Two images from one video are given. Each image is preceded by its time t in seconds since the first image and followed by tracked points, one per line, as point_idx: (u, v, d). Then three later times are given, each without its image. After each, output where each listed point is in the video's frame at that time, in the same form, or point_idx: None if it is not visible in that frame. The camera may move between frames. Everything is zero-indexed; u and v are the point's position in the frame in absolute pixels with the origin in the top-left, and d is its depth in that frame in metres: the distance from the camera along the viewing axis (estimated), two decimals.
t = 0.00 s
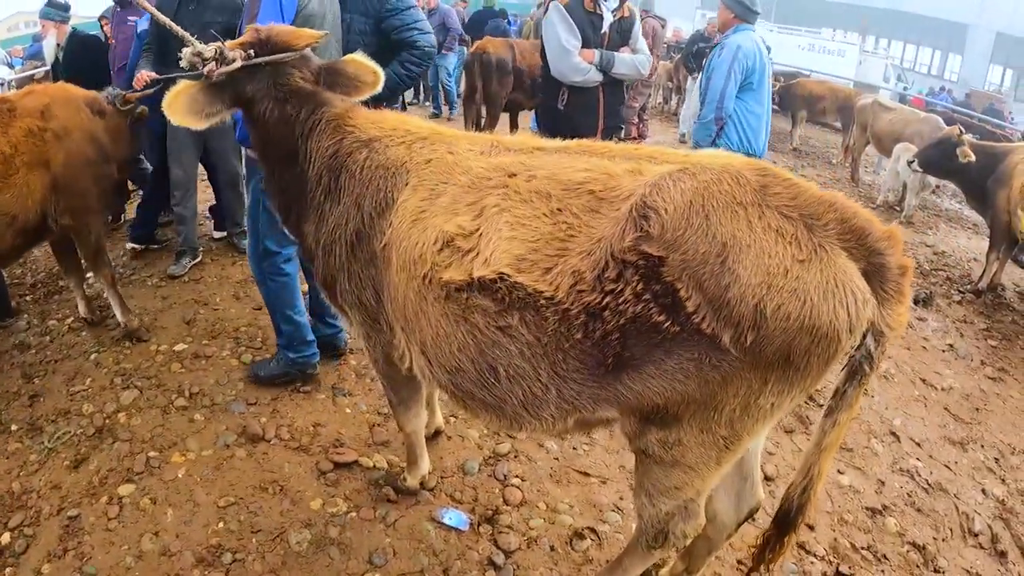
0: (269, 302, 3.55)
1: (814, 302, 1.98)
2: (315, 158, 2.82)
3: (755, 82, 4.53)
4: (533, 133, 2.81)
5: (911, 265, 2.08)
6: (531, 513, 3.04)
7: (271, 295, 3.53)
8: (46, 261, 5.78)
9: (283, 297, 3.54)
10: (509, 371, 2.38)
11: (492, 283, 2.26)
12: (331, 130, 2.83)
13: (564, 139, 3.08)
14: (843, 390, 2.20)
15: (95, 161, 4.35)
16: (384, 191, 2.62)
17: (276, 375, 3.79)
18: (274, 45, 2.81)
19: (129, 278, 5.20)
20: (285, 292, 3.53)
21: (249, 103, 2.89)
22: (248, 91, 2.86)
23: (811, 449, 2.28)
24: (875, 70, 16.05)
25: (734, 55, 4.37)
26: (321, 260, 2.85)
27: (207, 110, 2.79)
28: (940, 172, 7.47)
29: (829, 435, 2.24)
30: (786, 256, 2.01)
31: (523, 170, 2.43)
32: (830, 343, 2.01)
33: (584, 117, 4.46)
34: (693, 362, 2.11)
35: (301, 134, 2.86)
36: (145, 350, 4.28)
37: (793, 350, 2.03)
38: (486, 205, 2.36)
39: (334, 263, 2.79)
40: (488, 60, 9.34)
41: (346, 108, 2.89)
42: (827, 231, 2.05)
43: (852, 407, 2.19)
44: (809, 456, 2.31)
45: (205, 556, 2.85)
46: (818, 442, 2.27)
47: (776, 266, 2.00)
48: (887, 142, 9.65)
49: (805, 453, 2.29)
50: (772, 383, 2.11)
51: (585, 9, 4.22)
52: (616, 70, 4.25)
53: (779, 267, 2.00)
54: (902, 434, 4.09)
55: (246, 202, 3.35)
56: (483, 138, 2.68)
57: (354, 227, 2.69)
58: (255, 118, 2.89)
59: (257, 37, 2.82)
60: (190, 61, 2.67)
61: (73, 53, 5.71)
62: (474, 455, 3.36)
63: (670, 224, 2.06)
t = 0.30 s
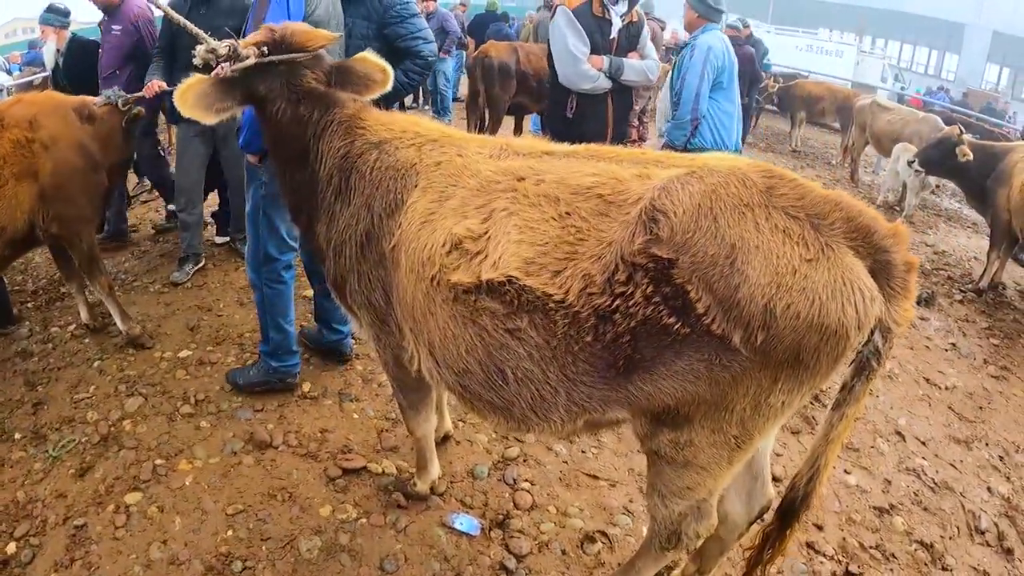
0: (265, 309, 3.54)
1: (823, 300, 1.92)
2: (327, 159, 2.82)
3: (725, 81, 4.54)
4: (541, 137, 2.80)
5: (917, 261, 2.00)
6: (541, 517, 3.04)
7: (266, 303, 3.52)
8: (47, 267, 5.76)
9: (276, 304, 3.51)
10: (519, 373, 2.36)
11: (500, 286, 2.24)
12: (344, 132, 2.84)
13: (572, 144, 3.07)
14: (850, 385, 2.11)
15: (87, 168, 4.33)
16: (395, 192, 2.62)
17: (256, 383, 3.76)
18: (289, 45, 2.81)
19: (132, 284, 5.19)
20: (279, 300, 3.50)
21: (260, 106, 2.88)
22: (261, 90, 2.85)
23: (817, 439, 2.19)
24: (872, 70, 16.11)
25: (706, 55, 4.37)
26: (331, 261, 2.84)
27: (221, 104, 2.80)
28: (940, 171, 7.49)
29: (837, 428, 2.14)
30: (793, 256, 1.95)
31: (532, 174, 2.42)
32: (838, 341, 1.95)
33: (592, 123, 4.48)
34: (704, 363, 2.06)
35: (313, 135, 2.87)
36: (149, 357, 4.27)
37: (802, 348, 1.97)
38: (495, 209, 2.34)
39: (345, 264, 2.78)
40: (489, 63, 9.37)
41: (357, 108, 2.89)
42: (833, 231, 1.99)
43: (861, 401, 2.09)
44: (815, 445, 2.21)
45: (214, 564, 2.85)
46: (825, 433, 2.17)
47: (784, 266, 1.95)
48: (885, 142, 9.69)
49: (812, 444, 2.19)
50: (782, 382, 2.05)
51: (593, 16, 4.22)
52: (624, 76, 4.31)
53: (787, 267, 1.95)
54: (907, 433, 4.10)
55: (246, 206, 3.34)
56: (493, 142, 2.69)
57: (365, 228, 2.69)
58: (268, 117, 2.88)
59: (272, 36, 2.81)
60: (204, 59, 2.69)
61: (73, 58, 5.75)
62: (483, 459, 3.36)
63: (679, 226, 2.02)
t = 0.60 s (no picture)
0: (262, 320, 3.53)
1: (825, 307, 1.88)
2: (331, 164, 2.81)
3: (675, 86, 4.73)
4: (545, 144, 2.79)
5: (922, 267, 1.95)
6: (546, 524, 3.02)
7: (265, 314, 3.49)
8: (48, 272, 5.75)
9: (277, 314, 3.51)
10: (521, 379, 2.35)
11: (502, 293, 2.23)
12: (349, 138, 2.83)
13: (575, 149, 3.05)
14: (853, 394, 2.08)
15: (81, 176, 4.32)
16: (399, 196, 2.61)
17: (257, 393, 3.76)
18: (296, 49, 2.80)
19: (133, 290, 5.18)
20: (278, 311, 3.50)
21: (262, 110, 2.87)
22: (265, 94, 2.83)
23: (818, 451, 2.17)
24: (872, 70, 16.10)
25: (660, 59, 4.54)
26: (334, 266, 2.84)
27: (224, 105, 2.73)
28: (942, 171, 7.48)
29: (838, 439, 2.11)
30: (796, 263, 1.92)
31: (534, 180, 2.41)
32: (841, 349, 1.91)
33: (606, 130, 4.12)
34: (705, 371, 2.04)
35: (316, 139, 2.86)
36: (150, 363, 4.26)
37: (805, 356, 1.94)
38: (497, 215, 2.33)
39: (348, 270, 2.77)
40: (491, 66, 9.37)
41: (362, 114, 2.88)
42: (837, 238, 1.95)
43: (864, 410, 2.07)
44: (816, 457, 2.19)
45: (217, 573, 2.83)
46: (827, 444, 2.14)
47: (786, 273, 1.91)
48: (886, 142, 9.69)
49: (813, 454, 2.17)
50: (784, 390, 2.03)
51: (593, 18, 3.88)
52: (633, 78, 3.93)
53: (789, 274, 1.91)
54: (912, 436, 4.08)
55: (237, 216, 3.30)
56: (496, 148, 2.67)
57: (367, 233, 2.68)
58: (271, 121, 2.87)
59: (280, 39, 2.81)
60: (208, 59, 2.64)
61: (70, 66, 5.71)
62: (487, 466, 3.35)
63: (681, 233, 1.98)
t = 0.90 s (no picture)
0: (251, 334, 3.48)
1: (840, 318, 1.82)
2: (325, 167, 2.74)
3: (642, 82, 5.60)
4: (547, 147, 2.73)
5: (939, 274, 1.89)
6: (549, 536, 2.96)
7: (253, 329, 3.45)
8: (45, 277, 5.70)
9: (266, 330, 3.47)
10: (521, 394, 2.29)
11: (502, 304, 2.16)
12: (343, 139, 2.76)
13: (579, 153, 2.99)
14: (869, 406, 2.02)
15: (73, 183, 4.37)
16: (396, 203, 2.54)
17: (255, 403, 3.71)
18: (291, 50, 2.75)
19: (130, 295, 5.13)
20: (267, 326, 3.45)
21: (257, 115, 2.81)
22: (259, 95, 2.77)
23: (835, 465, 2.11)
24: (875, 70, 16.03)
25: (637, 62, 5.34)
26: (329, 275, 2.77)
27: (214, 105, 2.62)
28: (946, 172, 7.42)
29: (855, 452, 2.05)
30: (810, 272, 1.85)
31: (536, 186, 2.35)
32: (856, 362, 1.85)
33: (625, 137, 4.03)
34: (715, 386, 1.98)
35: (311, 143, 2.79)
36: (147, 370, 4.20)
37: (819, 369, 1.88)
38: (497, 222, 2.27)
39: (344, 278, 2.71)
40: (493, 67, 9.30)
41: (358, 116, 2.82)
42: (851, 244, 1.89)
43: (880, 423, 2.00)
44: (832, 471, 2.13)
45: None
46: (842, 458, 2.08)
47: (799, 283, 1.85)
48: (890, 142, 9.63)
49: (829, 469, 2.11)
50: (797, 404, 1.96)
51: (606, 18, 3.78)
52: (650, 80, 3.84)
53: (802, 284, 1.85)
54: (920, 442, 4.02)
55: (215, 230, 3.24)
56: (497, 152, 2.61)
57: (364, 241, 2.61)
58: (265, 123, 2.81)
59: (275, 39, 2.75)
60: (200, 61, 2.54)
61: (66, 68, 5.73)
62: (488, 476, 3.29)
63: (688, 241, 1.92)
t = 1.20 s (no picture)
0: (244, 344, 3.43)
1: (857, 329, 1.75)
2: (318, 166, 2.68)
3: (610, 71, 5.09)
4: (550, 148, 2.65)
5: (961, 281, 1.83)
6: (551, 548, 2.89)
7: (246, 341, 3.41)
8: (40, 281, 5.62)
9: (259, 341, 3.43)
10: (520, 407, 2.22)
11: (498, 312, 2.09)
12: (336, 139, 2.69)
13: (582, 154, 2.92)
14: (885, 418, 1.95)
15: (68, 186, 4.31)
16: (391, 206, 2.47)
17: (251, 411, 3.65)
18: (282, 44, 2.70)
19: (125, 299, 5.05)
20: (259, 335, 3.40)
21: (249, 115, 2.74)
22: (248, 91, 2.69)
23: (848, 477, 2.04)
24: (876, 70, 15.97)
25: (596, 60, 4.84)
26: (323, 281, 2.70)
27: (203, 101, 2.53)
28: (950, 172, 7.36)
29: (870, 464, 1.98)
30: (825, 279, 1.78)
31: (536, 188, 2.28)
32: (875, 374, 1.78)
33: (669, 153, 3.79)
34: (724, 402, 1.91)
35: (306, 144, 2.72)
36: (142, 376, 4.12)
37: (835, 382, 1.80)
38: (495, 225, 2.20)
39: (339, 284, 2.64)
40: (494, 68, 9.22)
41: (352, 113, 2.75)
42: (868, 249, 1.81)
43: (897, 434, 1.93)
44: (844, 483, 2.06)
45: None
46: (856, 471, 2.01)
47: (814, 291, 1.78)
48: (893, 143, 9.57)
49: (841, 482, 2.04)
50: (811, 418, 1.89)
51: (652, 30, 3.50)
52: (697, 96, 3.61)
53: (817, 292, 1.78)
54: (928, 448, 3.94)
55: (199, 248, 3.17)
56: (497, 153, 2.54)
57: (357, 245, 2.54)
58: (255, 120, 2.74)
59: (265, 32, 2.69)
60: (187, 55, 2.49)
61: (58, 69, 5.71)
62: (489, 486, 3.22)
63: (696, 248, 1.84)
